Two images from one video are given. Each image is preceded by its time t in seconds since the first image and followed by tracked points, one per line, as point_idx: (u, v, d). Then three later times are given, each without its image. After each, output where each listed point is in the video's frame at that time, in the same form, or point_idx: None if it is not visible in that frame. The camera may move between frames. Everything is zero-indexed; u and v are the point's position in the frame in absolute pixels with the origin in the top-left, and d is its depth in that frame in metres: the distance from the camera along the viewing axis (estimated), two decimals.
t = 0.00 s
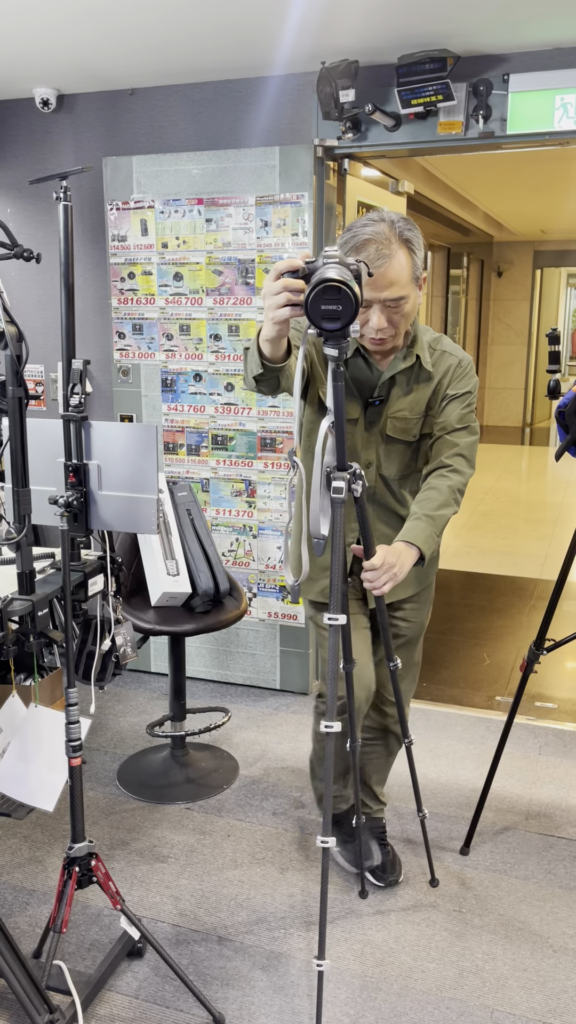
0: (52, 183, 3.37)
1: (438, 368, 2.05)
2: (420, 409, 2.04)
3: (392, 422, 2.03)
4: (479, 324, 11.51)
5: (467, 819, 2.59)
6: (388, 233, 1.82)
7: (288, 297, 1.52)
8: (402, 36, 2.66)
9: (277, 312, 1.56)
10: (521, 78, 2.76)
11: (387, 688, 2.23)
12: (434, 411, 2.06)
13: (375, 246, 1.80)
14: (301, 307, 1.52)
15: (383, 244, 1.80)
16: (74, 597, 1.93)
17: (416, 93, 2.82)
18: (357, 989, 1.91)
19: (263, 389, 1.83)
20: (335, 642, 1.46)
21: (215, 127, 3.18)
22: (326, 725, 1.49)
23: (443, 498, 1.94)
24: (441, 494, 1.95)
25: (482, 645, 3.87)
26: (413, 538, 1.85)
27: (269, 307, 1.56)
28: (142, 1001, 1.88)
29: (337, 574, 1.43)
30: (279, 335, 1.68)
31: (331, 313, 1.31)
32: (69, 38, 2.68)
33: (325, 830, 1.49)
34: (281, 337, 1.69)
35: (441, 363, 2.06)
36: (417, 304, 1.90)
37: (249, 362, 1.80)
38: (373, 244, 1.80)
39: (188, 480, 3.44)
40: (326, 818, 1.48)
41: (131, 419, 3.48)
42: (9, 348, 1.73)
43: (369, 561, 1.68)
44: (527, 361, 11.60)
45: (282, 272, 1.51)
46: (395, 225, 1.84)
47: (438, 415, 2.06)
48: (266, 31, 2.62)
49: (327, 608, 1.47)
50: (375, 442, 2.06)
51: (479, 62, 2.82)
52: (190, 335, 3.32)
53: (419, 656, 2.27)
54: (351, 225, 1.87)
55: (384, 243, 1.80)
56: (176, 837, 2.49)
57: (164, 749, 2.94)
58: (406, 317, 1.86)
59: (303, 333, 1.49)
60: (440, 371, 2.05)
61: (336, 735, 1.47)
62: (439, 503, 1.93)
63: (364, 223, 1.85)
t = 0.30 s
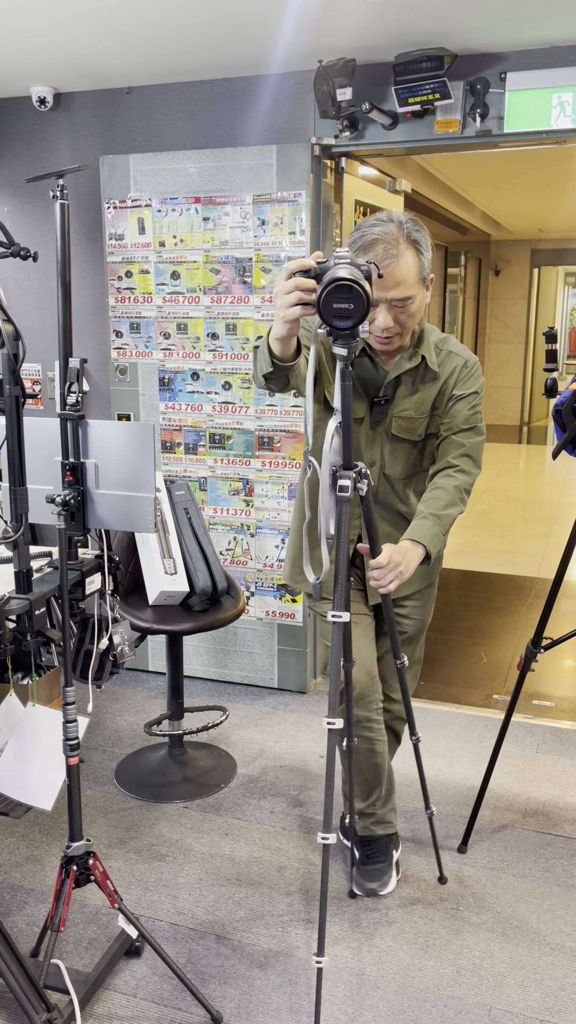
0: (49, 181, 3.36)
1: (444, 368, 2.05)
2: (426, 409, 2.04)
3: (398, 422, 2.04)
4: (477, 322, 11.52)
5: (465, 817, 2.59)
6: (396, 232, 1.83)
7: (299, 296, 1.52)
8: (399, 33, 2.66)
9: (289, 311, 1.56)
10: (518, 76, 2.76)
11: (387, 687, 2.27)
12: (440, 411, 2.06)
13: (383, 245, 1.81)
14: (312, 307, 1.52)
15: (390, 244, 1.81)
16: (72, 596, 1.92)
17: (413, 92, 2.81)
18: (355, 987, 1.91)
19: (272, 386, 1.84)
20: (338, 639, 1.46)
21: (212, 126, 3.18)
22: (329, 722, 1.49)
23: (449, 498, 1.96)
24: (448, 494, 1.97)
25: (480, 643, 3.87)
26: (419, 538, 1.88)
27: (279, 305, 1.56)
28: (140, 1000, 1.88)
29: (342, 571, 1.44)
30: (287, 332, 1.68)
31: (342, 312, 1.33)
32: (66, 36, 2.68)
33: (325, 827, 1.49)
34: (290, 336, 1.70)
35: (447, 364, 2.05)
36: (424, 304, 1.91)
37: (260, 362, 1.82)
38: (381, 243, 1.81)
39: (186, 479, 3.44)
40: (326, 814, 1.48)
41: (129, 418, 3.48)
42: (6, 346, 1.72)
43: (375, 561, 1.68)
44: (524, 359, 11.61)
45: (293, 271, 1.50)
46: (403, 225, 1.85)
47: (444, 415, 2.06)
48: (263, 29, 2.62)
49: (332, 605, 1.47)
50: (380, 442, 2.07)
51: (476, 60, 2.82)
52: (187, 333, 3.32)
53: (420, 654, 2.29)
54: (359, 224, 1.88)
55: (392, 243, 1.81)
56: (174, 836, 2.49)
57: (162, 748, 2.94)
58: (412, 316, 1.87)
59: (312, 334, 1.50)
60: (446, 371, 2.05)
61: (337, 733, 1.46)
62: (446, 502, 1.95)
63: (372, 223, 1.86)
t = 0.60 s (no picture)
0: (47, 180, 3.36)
1: (451, 358, 2.07)
2: (434, 399, 2.05)
3: (406, 413, 2.03)
4: (474, 321, 11.53)
5: (463, 815, 2.59)
6: (404, 223, 1.84)
7: (310, 297, 1.54)
8: (396, 31, 2.66)
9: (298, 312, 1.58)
10: (515, 75, 2.75)
11: (389, 687, 2.24)
12: (448, 402, 2.07)
13: (391, 235, 1.82)
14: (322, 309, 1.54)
15: (399, 234, 1.82)
16: (69, 595, 1.92)
17: (410, 90, 2.81)
18: (353, 986, 1.91)
19: (275, 388, 1.87)
20: (338, 634, 1.48)
21: (209, 124, 3.18)
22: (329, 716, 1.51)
23: (461, 491, 1.99)
24: (460, 487, 2.00)
25: (477, 642, 3.87)
26: (430, 528, 1.88)
27: (289, 305, 1.58)
28: (139, 999, 1.88)
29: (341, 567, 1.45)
30: (294, 329, 1.70)
31: (350, 312, 1.36)
32: (62, 35, 2.67)
33: (324, 822, 1.51)
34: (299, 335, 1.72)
35: (453, 354, 2.08)
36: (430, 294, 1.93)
37: (263, 367, 1.86)
38: (389, 233, 1.82)
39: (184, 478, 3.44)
40: (326, 809, 1.50)
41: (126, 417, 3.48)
42: (4, 345, 1.71)
43: (387, 553, 1.70)
44: (522, 358, 11.62)
45: (305, 272, 1.53)
46: (411, 216, 1.86)
47: (453, 407, 2.08)
48: (260, 28, 2.61)
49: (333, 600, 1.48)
50: (387, 435, 2.05)
51: (473, 59, 2.82)
52: (185, 332, 3.32)
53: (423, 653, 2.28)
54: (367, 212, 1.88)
55: (401, 233, 1.82)
56: (172, 835, 2.49)
57: (161, 747, 2.94)
58: (419, 306, 1.89)
59: (321, 333, 1.51)
60: (453, 362, 2.07)
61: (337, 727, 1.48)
62: (458, 495, 1.97)
63: (380, 211, 1.87)
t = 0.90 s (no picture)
0: (44, 180, 3.36)
1: (454, 356, 2.07)
2: (437, 398, 2.06)
3: (408, 409, 2.05)
4: (472, 320, 11.54)
5: (461, 814, 2.60)
6: (412, 211, 1.84)
7: (310, 303, 1.59)
8: (393, 30, 2.66)
9: (299, 319, 1.63)
10: (512, 74, 2.76)
11: (380, 687, 2.23)
12: (450, 401, 2.08)
13: (398, 222, 1.82)
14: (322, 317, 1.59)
15: (406, 222, 1.82)
16: (67, 594, 1.92)
17: (407, 90, 2.81)
18: (352, 985, 1.92)
19: (271, 399, 1.91)
20: (337, 630, 1.51)
21: (206, 124, 3.18)
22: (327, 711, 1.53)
23: (461, 494, 2.00)
24: (461, 489, 2.00)
25: (475, 641, 3.88)
26: (428, 530, 1.89)
27: (292, 316, 1.64)
28: (137, 998, 1.88)
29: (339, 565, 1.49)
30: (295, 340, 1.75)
31: (348, 315, 1.40)
32: (59, 34, 2.67)
33: (325, 814, 1.54)
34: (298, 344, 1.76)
35: (457, 351, 2.07)
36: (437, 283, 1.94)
37: (259, 380, 1.91)
38: (396, 220, 1.82)
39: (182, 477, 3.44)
40: (326, 802, 1.54)
41: (124, 417, 3.48)
42: (0, 344, 1.70)
43: (386, 551, 1.72)
44: (519, 356, 11.63)
45: (306, 281, 1.59)
46: (419, 204, 1.86)
47: (455, 406, 2.08)
48: (257, 28, 2.61)
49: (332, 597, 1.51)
50: (388, 429, 2.07)
51: (470, 58, 2.82)
52: (182, 331, 3.32)
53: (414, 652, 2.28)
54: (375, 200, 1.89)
55: (408, 221, 1.82)
56: (171, 834, 2.49)
57: (159, 747, 2.93)
58: (425, 294, 1.90)
59: (320, 341, 1.53)
60: (456, 359, 2.07)
61: (336, 720, 1.52)
62: (458, 498, 1.99)
63: (388, 200, 1.87)
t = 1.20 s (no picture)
0: (40, 179, 3.35)
1: (453, 353, 2.07)
2: (435, 395, 2.06)
3: (406, 406, 2.05)
4: (469, 318, 11.54)
5: (460, 812, 2.60)
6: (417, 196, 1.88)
7: (312, 311, 1.65)
8: (389, 29, 2.65)
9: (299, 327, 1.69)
10: (509, 71, 2.75)
11: (373, 687, 2.24)
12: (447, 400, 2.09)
13: (403, 205, 1.85)
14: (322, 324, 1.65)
15: (412, 206, 1.85)
16: (65, 593, 1.92)
17: (404, 88, 2.81)
18: (351, 984, 1.91)
19: (269, 409, 1.96)
20: (335, 627, 1.51)
21: (203, 123, 3.17)
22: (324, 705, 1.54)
23: (453, 498, 2.03)
24: (454, 492, 2.03)
25: (474, 639, 3.88)
26: (419, 537, 1.94)
27: (294, 326, 1.71)
28: (136, 998, 1.88)
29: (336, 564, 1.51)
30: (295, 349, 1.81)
31: (348, 320, 1.48)
32: (54, 33, 2.67)
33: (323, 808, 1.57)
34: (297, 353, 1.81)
35: (455, 349, 2.07)
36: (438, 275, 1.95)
37: (257, 391, 1.97)
38: (402, 204, 1.85)
39: (179, 476, 3.43)
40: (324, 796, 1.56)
41: (121, 416, 3.47)
42: None
43: (379, 554, 1.79)
44: (517, 354, 11.64)
45: (307, 290, 1.67)
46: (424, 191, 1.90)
47: (453, 405, 2.09)
48: (253, 26, 2.61)
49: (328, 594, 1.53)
50: (387, 425, 2.07)
51: (466, 55, 2.82)
52: (179, 330, 3.31)
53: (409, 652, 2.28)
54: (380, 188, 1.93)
55: (413, 204, 1.85)
56: (170, 833, 2.49)
57: (157, 745, 2.93)
58: (429, 279, 1.91)
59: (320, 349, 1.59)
60: (455, 357, 2.07)
61: (333, 716, 1.53)
62: (450, 502, 2.02)
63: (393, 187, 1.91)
